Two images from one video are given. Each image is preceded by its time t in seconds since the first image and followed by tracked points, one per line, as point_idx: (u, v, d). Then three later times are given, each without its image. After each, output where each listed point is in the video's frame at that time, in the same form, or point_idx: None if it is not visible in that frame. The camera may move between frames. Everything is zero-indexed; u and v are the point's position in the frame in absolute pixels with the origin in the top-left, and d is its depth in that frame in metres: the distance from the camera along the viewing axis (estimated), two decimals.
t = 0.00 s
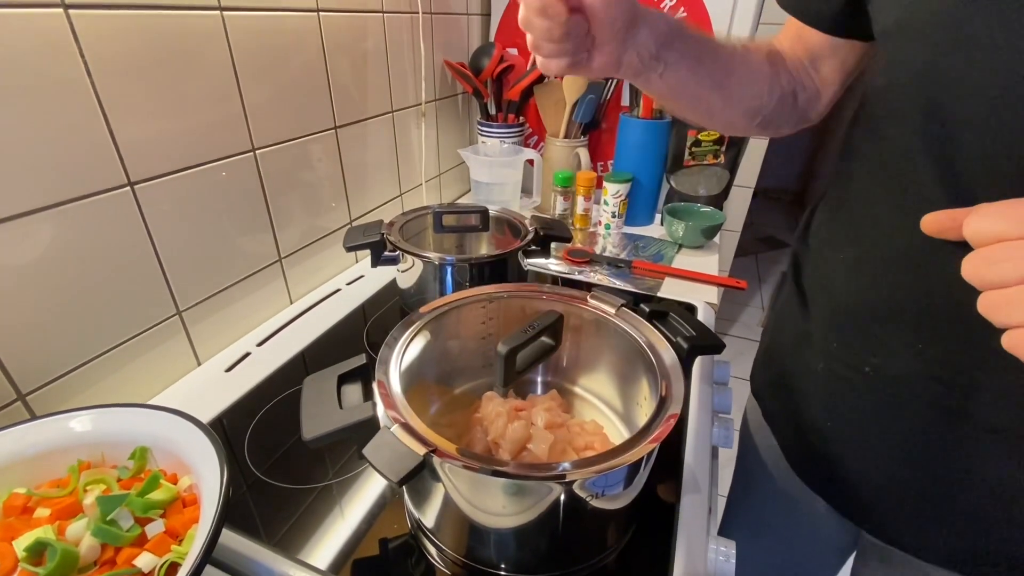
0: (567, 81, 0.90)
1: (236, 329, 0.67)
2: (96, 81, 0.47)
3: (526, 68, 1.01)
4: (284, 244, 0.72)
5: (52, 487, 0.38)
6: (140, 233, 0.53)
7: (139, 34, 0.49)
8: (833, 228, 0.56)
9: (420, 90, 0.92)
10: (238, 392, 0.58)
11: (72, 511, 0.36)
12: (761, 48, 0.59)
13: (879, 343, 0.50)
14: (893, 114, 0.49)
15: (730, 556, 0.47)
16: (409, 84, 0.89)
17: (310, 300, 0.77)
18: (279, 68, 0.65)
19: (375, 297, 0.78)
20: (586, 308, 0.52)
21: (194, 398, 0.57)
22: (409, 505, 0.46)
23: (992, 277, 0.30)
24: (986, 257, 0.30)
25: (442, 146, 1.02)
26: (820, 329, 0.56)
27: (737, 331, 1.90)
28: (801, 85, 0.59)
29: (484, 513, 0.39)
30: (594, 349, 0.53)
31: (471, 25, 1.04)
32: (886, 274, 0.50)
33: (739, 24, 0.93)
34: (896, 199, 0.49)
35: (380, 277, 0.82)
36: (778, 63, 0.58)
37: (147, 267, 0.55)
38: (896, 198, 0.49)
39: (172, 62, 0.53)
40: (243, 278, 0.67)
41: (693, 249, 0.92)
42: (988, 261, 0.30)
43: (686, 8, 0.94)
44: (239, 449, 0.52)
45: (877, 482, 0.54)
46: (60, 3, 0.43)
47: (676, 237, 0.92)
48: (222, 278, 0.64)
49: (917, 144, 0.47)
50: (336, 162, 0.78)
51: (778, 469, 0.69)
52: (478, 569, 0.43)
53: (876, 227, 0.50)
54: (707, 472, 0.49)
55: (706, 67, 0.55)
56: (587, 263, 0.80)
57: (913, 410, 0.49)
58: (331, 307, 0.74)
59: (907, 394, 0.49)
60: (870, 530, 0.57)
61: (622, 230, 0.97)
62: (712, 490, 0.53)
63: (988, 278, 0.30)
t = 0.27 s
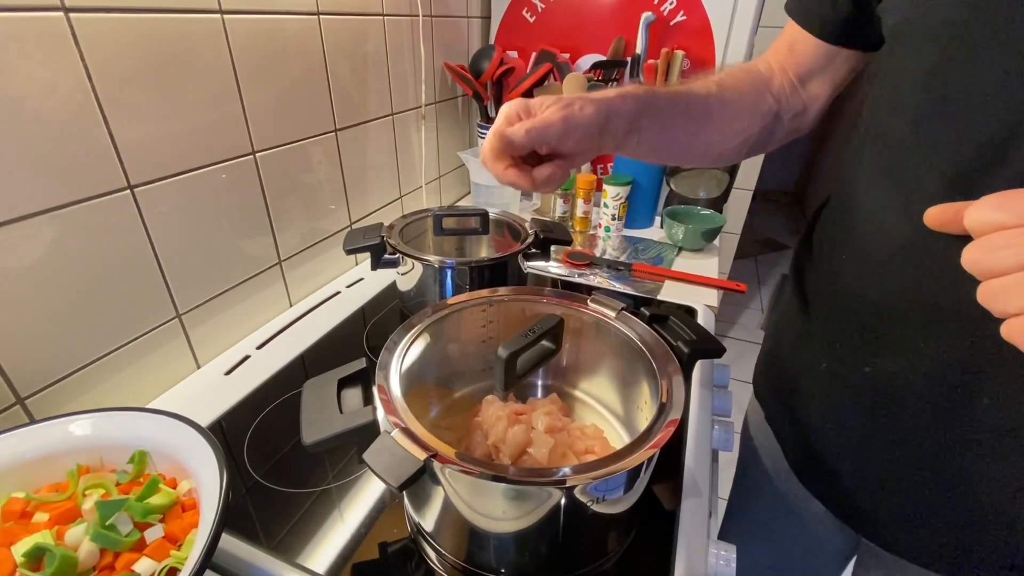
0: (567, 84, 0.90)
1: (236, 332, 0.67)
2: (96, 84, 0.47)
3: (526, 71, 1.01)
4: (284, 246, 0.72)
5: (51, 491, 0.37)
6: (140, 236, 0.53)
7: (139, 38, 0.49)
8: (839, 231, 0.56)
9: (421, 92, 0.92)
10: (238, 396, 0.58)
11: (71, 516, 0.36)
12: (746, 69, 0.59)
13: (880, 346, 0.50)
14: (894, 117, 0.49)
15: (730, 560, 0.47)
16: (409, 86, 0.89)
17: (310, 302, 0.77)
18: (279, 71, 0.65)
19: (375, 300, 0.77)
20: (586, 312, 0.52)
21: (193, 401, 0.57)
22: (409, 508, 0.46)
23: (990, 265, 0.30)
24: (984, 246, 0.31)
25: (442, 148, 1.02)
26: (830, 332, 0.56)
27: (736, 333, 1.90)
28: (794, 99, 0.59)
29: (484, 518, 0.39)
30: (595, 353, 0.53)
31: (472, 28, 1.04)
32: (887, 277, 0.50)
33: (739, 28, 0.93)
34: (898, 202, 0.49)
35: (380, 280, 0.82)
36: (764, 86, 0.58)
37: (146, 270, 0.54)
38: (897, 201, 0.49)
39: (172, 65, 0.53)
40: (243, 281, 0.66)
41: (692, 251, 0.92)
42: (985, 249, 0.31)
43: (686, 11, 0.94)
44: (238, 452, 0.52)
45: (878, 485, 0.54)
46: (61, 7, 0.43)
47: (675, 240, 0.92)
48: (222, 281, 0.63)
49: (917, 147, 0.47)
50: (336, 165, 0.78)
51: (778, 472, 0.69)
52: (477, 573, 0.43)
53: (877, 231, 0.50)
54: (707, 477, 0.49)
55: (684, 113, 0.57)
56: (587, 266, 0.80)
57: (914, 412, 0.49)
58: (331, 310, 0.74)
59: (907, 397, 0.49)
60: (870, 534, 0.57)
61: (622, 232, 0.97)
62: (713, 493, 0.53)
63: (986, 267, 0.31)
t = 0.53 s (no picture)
0: (568, 86, 0.90)
1: (237, 334, 0.67)
2: (98, 87, 0.47)
3: (526, 73, 1.01)
4: (285, 249, 0.72)
5: (51, 494, 0.37)
6: (141, 238, 0.53)
7: (142, 41, 0.50)
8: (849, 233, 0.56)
9: (421, 95, 0.93)
10: (239, 398, 0.58)
11: (72, 519, 0.36)
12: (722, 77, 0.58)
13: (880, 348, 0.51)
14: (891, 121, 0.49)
15: (730, 563, 0.46)
16: (409, 89, 0.90)
17: (310, 305, 0.77)
18: (280, 74, 0.65)
19: (375, 302, 0.78)
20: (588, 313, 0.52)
21: (194, 404, 0.57)
22: (410, 511, 0.46)
23: (1017, 285, 0.29)
24: (1010, 267, 0.30)
25: (442, 151, 1.03)
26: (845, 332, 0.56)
27: (735, 334, 1.90)
28: (772, 105, 0.59)
29: (485, 520, 0.39)
30: (596, 356, 0.53)
31: (472, 31, 1.04)
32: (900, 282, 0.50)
33: (738, 31, 0.93)
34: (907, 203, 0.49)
35: (380, 282, 0.82)
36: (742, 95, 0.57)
37: (148, 272, 0.55)
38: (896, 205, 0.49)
39: (174, 68, 0.53)
40: (244, 284, 0.67)
41: (692, 254, 0.92)
42: (1010, 270, 0.29)
43: (685, 15, 0.95)
44: (238, 455, 0.52)
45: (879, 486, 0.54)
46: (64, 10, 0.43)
47: (675, 243, 0.92)
48: (222, 283, 0.64)
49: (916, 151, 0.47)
50: (337, 167, 0.78)
51: (780, 474, 0.69)
52: None
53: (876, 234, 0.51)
54: (707, 479, 0.49)
55: (667, 151, 0.55)
56: (587, 269, 0.80)
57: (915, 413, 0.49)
58: (331, 313, 0.74)
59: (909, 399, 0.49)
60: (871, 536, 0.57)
61: (622, 235, 0.97)
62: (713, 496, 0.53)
63: (1010, 288, 0.30)
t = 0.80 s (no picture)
0: (566, 90, 0.90)
1: (236, 337, 0.67)
2: (99, 91, 0.47)
3: (525, 77, 1.02)
4: (284, 252, 0.72)
5: (51, 498, 0.38)
6: (141, 242, 0.53)
7: (142, 45, 0.50)
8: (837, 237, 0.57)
9: (420, 99, 0.93)
10: (238, 401, 0.58)
11: (71, 522, 0.36)
12: (696, 100, 0.59)
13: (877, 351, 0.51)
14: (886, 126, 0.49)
15: (729, 566, 0.47)
16: (408, 93, 0.90)
17: (309, 307, 0.77)
18: (280, 78, 0.66)
19: (374, 305, 0.78)
20: (587, 316, 0.52)
21: (193, 407, 0.57)
22: (409, 514, 0.46)
23: (987, 321, 0.29)
24: (979, 303, 0.29)
25: (441, 154, 1.03)
26: (838, 336, 0.56)
27: (734, 337, 1.91)
28: (745, 125, 0.61)
29: (484, 523, 0.39)
30: (594, 359, 0.54)
31: (471, 35, 1.05)
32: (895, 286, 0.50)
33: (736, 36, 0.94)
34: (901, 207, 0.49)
35: (380, 285, 0.82)
36: (716, 119, 0.59)
37: (148, 276, 0.55)
38: (893, 208, 0.49)
39: (175, 72, 0.53)
40: (243, 287, 0.67)
41: (690, 257, 0.92)
42: (979, 308, 0.29)
43: (683, 19, 0.95)
44: (237, 458, 0.52)
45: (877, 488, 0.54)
46: (65, 15, 0.44)
47: (673, 246, 0.92)
48: (222, 287, 0.64)
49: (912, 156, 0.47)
50: (336, 170, 0.78)
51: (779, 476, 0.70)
52: None
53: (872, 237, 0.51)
54: (706, 482, 0.49)
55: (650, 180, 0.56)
56: (585, 271, 0.80)
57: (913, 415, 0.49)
58: (330, 315, 0.74)
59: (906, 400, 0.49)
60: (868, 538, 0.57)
61: (620, 238, 0.98)
62: (711, 498, 0.53)
63: (982, 322, 0.29)
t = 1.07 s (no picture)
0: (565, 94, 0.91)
1: (237, 340, 0.67)
2: (102, 96, 0.48)
3: (523, 82, 1.02)
4: (284, 255, 0.73)
5: (53, 499, 0.38)
6: (143, 245, 0.54)
7: (145, 51, 0.51)
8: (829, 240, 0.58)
9: (419, 103, 0.94)
10: (238, 403, 0.58)
11: (74, 523, 0.36)
12: (683, 123, 0.60)
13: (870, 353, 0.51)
14: (872, 130, 0.50)
15: (726, 567, 0.47)
16: (408, 98, 0.91)
17: (309, 310, 0.77)
18: (280, 82, 0.66)
19: (374, 308, 0.78)
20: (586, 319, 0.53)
21: (194, 409, 0.57)
22: (409, 515, 0.46)
23: (967, 335, 0.31)
24: (961, 320, 0.31)
25: (440, 158, 1.04)
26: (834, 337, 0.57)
27: (732, 340, 1.92)
28: (735, 144, 0.62)
29: (484, 523, 0.40)
30: (593, 363, 0.54)
31: (470, 40, 1.05)
32: (883, 286, 0.51)
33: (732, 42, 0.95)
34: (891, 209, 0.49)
35: (380, 289, 0.83)
36: (707, 140, 0.60)
37: (150, 279, 0.55)
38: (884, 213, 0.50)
39: (177, 78, 0.54)
40: (243, 290, 0.67)
41: (688, 260, 0.93)
42: (960, 325, 0.31)
43: (680, 25, 0.96)
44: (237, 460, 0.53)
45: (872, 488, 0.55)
46: (69, 22, 0.44)
47: (671, 249, 0.93)
48: (222, 290, 0.64)
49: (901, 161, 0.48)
50: (336, 174, 0.79)
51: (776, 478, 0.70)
52: None
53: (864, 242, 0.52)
54: (703, 483, 0.50)
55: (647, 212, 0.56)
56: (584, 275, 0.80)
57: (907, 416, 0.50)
58: (330, 318, 0.74)
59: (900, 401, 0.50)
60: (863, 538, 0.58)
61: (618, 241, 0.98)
62: (709, 499, 0.53)
63: (965, 336, 0.31)
